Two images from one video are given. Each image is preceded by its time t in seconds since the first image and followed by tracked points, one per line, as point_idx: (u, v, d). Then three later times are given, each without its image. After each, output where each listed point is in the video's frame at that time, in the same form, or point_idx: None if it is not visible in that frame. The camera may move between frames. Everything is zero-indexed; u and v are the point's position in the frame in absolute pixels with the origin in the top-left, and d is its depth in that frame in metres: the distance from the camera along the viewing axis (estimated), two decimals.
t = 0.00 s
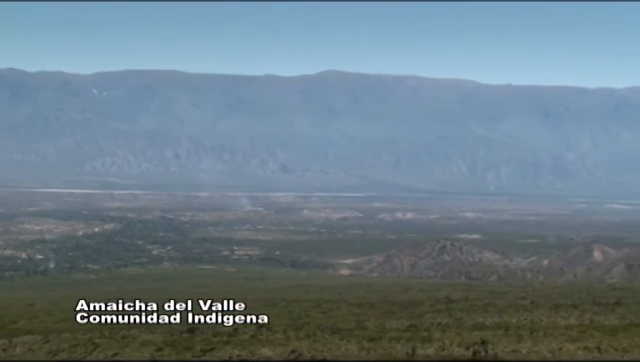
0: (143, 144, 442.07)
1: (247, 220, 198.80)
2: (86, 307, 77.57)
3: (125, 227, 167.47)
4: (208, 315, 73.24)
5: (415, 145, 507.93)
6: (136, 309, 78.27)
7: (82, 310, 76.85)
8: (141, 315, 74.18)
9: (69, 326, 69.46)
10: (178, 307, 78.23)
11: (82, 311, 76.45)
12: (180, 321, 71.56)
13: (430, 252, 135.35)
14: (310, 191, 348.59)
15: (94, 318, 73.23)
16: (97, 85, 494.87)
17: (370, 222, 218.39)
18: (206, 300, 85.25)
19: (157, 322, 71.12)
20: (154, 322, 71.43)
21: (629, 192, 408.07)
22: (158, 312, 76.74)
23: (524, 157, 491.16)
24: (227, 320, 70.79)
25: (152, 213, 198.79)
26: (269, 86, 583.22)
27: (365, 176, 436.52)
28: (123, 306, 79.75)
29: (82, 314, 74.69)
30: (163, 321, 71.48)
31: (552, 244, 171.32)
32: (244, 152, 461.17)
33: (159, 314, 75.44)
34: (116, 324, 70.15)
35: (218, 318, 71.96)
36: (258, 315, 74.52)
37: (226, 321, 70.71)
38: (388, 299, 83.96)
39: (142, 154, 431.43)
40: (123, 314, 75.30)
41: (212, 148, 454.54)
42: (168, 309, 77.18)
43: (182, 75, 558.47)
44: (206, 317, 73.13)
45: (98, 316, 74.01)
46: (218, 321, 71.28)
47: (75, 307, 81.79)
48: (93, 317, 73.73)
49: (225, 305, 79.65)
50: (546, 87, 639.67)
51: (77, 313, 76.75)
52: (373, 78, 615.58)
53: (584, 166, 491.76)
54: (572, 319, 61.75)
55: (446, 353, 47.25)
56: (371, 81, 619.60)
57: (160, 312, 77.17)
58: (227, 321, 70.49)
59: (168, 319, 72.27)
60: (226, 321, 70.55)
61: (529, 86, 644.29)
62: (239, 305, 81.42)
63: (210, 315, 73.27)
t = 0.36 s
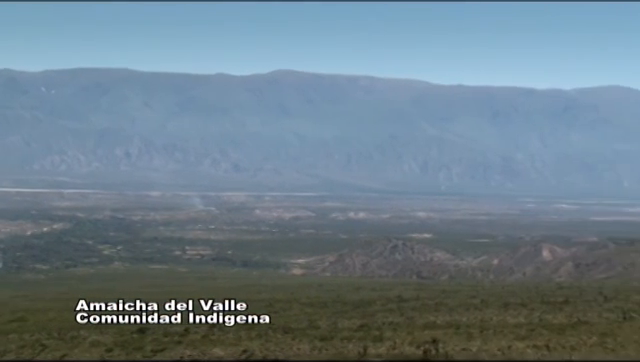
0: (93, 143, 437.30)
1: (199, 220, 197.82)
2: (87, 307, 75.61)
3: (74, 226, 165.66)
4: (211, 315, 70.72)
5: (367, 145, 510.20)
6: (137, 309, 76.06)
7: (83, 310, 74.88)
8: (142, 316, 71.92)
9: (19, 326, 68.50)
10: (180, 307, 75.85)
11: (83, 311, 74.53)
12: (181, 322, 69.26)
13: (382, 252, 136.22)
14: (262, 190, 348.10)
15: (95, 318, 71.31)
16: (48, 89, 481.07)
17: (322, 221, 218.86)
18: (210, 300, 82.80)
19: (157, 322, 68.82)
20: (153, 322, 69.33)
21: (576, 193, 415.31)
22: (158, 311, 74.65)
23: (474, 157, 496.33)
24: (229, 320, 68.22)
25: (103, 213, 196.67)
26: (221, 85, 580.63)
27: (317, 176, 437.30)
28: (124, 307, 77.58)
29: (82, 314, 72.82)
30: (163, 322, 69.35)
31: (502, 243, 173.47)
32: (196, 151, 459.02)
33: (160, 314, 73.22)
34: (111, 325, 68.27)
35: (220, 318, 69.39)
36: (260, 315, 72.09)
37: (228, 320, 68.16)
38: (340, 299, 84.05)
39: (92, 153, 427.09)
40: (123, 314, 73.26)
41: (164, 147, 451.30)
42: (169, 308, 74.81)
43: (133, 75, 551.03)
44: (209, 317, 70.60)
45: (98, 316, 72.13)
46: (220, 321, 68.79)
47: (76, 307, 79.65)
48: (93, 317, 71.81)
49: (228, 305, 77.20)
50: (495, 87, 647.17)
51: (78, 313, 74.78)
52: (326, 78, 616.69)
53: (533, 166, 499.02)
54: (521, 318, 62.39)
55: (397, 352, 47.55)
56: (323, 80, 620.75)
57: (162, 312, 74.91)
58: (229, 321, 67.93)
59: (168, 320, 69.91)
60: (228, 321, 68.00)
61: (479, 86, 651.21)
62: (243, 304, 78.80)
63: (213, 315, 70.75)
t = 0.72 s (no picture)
0: (43, 142, 431.37)
1: (151, 220, 196.29)
2: (86, 307, 74.39)
3: (24, 226, 163.21)
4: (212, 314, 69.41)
5: (320, 145, 511.05)
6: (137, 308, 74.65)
7: (83, 311, 73.60)
8: (143, 316, 70.61)
9: None
10: (180, 307, 74.47)
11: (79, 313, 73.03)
12: (182, 321, 67.85)
13: (336, 252, 136.62)
14: (215, 190, 346.63)
15: (94, 318, 69.95)
16: (11, 68, 469.76)
17: (275, 221, 218.81)
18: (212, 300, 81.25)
19: (158, 321, 67.65)
20: (149, 322, 68.23)
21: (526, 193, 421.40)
22: (153, 311, 73.38)
23: (426, 157, 500.13)
24: (230, 321, 67.02)
25: (54, 212, 194.05)
26: (174, 83, 576.40)
27: (271, 176, 436.89)
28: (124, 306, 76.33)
29: (82, 314, 71.56)
30: (165, 321, 68.03)
31: (454, 242, 175.08)
32: (148, 150, 455.52)
33: (161, 314, 71.80)
34: (113, 325, 67.15)
35: (222, 318, 68.15)
36: (262, 316, 70.89)
37: (229, 321, 66.94)
38: (293, 298, 84.00)
39: (42, 151, 421.35)
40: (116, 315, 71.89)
41: (116, 146, 447.00)
42: (169, 308, 73.31)
43: (85, 73, 543.42)
44: (210, 316, 69.33)
45: (98, 315, 70.90)
46: (221, 321, 67.62)
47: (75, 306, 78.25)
48: (90, 318, 70.49)
49: (229, 305, 75.89)
50: (447, 88, 653.18)
51: (78, 313, 73.54)
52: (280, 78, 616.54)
53: (484, 166, 504.90)
54: (473, 317, 62.97)
55: (351, 352, 47.53)
56: (277, 80, 620.44)
57: (162, 311, 73.43)
58: (230, 321, 66.72)
59: (171, 320, 68.60)
60: (229, 321, 66.80)
61: (431, 87, 656.51)
62: (242, 304, 77.45)
63: (215, 315, 69.45)
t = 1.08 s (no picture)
0: None
1: (108, 220, 194.43)
2: (86, 307, 73.13)
3: None
4: (213, 315, 67.89)
5: (279, 145, 510.55)
6: (138, 308, 73.17)
7: (83, 311, 72.30)
8: (143, 316, 69.15)
9: None
10: (180, 307, 72.93)
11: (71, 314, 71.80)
12: (183, 322, 66.17)
13: (295, 251, 136.67)
14: (173, 189, 344.24)
15: (94, 318, 68.63)
16: None
17: (234, 221, 218.14)
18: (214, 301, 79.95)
19: (158, 321, 66.15)
20: (147, 322, 66.73)
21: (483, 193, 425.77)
22: (150, 310, 71.98)
23: (385, 157, 502.54)
24: (231, 320, 65.39)
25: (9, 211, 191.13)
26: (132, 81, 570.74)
27: (230, 175, 435.54)
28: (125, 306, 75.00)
29: (82, 314, 70.17)
30: (165, 321, 66.47)
31: (412, 242, 176.21)
32: (105, 149, 451.33)
33: (163, 314, 70.21)
34: (114, 325, 65.68)
35: (223, 318, 66.56)
36: (263, 316, 69.52)
37: (231, 320, 65.32)
38: (249, 298, 83.73)
39: None
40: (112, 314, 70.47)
41: (72, 145, 442.03)
42: (170, 308, 71.74)
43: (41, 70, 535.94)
44: (211, 317, 67.76)
45: (98, 315, 69.53)
46: (222, 321, 66.05)
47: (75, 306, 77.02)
48: (88, 317, 69.14)
49: (231, 305, 74.79)
50: (406, 89, 657.06)
51: (78, 313, 72.23)
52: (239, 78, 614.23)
53: (441, 166, 508.85)
54: (430, 317, 63.30)
55: (308, 351, 47.50)
56: (235, 80, 617.97)
57: (162, 311, 71.89)
58: (232, 321, 65.08)
59: (170, 320, 67.05)
60: (230, 321, 65.13)
61: (389, 87, 660.26)
62: (244, 305, 76.16)
63: (216, 315, 67.89)
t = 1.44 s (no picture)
0: None
1: (66, 219, 192.30)
2: (86, 307, 71.91)
3: None
4: (214, 315, 66.36)
5: (239, 144, 508.85)
6: (138, 308, 71.71)
7: (83, 310, 71.09)
8: (144, 316, 67.83)
9: None
10: (182, 307, 71.41)
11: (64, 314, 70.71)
12: (184, 322, 64.66)
13: (255, 251, 136.59)
14: (131, 188, 341.52)
15: (92, 319, 67.68)
16: None
17: (194, 220, 217.34)
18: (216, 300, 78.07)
19: (157, 321, 64.76)
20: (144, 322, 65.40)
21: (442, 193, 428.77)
22: (146, 310, 70.67)
23: (345, 156, 503.78)
24: (233, 320, 63.83)
25: None
26: (89, 78, 564.31)
27: (189, 175, 433.37)
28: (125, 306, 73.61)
29: (82, 314, 68.99)
30: (166, 321, 65.09)
31: (371, 241, 176.70)
32: (62, 148, 445.87)
33: (163, 314, 68.83)
34: (113, 325, 64.42)
35: (224, 318, 65.11)
36: (264, 315, 67.73)
37: (232, 320, 63.79)
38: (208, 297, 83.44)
39: None
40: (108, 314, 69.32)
41: (28, 142, 434.78)
42: (170, 308, 70.34)
43: None
44: (212, 317, 66.25)
45: (98, 316, 68.47)
46: (223, 321, 64.54)
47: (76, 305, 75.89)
48: (86, 317, 68.14)
49: (233, 305, 72.76)
50: (365, 89, 659.04)
51: (78, 313, 70.99)
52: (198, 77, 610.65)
53: (401, 166, 511.37)
54: (390, 316, 63.57)
55: (268, 351, 47.53)
56: (194, 78, 614.13)
57: (163, 311, 70.46)
58: (233, 321, 63.54)
59: (171, 320, 65.54)
60: (231, 321, 63.60)
61: (350, 87, 661.95)
62: (246, 305, 73.96)
63: (217, 315, 66.42)
